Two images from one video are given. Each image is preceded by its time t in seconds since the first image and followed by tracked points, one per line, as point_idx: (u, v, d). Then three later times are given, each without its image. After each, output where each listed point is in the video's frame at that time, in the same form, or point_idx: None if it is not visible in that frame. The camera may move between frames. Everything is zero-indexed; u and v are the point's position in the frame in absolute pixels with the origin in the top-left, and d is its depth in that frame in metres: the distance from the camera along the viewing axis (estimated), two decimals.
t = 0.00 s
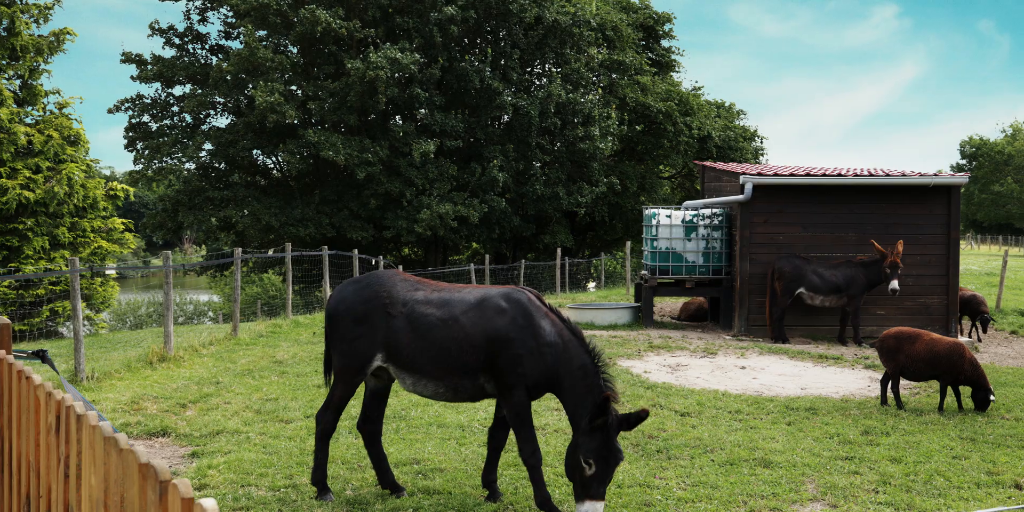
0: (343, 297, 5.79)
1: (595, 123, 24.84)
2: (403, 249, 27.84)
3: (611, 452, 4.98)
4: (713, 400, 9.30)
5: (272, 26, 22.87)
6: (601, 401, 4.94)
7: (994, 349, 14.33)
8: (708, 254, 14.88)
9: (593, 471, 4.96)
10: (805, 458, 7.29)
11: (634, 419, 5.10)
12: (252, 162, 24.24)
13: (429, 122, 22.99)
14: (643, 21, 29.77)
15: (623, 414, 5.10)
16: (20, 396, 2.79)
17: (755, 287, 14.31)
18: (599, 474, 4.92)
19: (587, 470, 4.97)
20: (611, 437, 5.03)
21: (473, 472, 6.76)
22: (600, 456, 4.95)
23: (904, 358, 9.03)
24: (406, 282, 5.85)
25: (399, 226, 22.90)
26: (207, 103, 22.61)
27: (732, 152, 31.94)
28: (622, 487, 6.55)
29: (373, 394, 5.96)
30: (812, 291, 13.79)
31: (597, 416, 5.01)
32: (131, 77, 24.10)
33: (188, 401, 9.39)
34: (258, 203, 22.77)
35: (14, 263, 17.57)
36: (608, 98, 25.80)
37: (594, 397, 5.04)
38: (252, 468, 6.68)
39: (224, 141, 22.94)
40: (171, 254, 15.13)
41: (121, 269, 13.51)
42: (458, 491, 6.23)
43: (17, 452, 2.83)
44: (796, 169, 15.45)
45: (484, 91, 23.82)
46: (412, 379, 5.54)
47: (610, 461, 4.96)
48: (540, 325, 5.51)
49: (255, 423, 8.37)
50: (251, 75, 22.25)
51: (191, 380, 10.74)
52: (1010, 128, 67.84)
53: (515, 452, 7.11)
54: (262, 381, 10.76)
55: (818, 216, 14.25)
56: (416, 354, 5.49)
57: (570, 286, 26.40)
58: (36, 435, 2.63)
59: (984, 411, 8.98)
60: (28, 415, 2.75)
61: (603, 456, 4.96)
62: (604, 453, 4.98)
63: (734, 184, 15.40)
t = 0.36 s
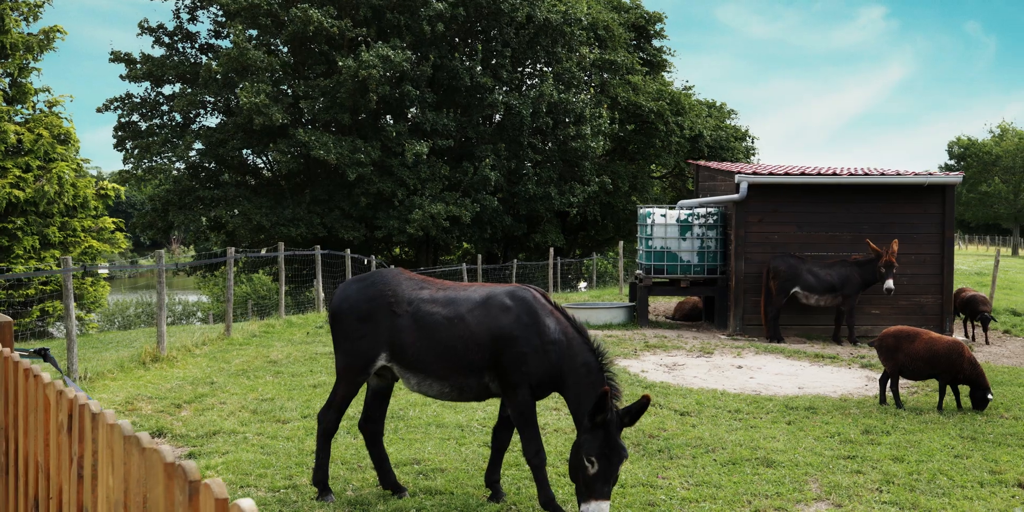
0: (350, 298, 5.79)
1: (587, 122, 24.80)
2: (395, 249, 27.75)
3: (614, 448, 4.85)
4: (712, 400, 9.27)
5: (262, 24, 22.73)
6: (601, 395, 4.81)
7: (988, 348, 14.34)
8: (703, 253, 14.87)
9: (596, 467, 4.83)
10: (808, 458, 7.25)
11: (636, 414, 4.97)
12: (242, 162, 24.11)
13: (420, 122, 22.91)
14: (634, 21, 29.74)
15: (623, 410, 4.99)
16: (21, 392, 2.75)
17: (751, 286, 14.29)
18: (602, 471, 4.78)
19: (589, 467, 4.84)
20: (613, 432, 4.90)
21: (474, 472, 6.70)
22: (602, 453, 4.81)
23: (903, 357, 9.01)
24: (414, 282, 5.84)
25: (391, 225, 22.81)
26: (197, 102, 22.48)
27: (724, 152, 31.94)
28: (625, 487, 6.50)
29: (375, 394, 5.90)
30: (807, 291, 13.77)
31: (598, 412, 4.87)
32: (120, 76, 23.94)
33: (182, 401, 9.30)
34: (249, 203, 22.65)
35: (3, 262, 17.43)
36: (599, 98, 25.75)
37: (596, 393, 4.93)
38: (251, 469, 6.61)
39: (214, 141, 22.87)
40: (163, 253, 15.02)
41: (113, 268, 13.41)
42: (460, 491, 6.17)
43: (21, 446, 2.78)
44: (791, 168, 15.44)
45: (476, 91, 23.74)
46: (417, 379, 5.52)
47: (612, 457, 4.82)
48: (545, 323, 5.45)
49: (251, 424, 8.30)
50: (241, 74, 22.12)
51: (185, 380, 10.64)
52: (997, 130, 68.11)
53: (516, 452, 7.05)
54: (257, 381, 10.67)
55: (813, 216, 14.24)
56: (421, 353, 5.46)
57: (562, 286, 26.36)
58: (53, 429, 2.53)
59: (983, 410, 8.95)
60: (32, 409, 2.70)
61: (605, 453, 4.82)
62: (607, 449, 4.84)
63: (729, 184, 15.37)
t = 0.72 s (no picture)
0: (349, 291, 5.72)
1: (576, 120, 24.76)
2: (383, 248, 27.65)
3: (619, 446, 4.85)
4: (707, 396, 9.25)
5: (250, 22, 22.59)
6: (605, 393, 4.80)
7: (978, 345, 14.38)
8: (695, 251, 14.88)
9: (602, 465, 4.83)
10: (807, 453, 7.23)
11: (638, 410, 4.97)
12: (230, 160, 23.98)
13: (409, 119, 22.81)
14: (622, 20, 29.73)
15: (625, 405, 4.98)
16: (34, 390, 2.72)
17: (742, 284, 14.27)
18: (609, 469, 4.77)
19: (596, 465, 4.84)
20: (617, 430, 4.90)
21: (473, 468, 6.65)
22: (608, 451, 4.81)
23: (899, 353, 9.02)
24: (413, 274, 5.77)
25: (380, 223, 22.71)
26: (184, 99, 22.33)
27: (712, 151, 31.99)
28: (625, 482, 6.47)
29: (376, 387, 5.86)
30: (798, 288, 13.78)
31: (602, 410, 4.87)
32: (107, 73, 23.77)
33: (174, 399, 9.22)
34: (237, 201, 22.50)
35: None
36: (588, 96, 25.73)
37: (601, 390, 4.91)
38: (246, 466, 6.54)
39: (202, 139, 22.80)
40: (153, 250, 14.88)
41: (103, 266, 13.29)
42: (460, 487, 6.12)
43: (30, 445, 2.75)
44: (781, 165, 15.46)
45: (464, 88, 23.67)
46: (418, 373, 5.47)
47: (619, 455, 4.82)
48: (547, 317, 5.41)
49: (245, 421, 8.23)
50: (229, 72, 21.94)
51: (176, 378, 10.55)
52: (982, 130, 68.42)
53: (514, 448, 7.01)
54: (249, 378, 10.59)
55: (804, 213, 14.27)
56: (422, 348, 5.40)
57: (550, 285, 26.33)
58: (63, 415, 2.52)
59: (978, 405, 8.93)
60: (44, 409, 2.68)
61: (611, 451, 4.82)
62: (613, 447, 4.84)
63: (721, 181, 15.36)
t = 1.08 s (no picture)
0: (314, 284, 5.60)
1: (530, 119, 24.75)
2: (336, 246, 27.43)
3: (593, 442, 4.92)
4: (669, 391, 9.28)
5: (200, 17, 22.24)
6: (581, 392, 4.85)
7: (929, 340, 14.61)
8: (652, 247, 14.90)
9: (578, 463, 4.90)
10: (771, 446, 7.28)
11: (611, 404, 5.01)
12: (179, 157, 23.60)
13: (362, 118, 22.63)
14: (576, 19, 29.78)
15: (599, 399, 5.01)
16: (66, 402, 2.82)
17: (698, 280, 14.34)
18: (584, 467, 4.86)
19: (571, 462, 4.91)
20: (591, 427, 4.98)
21: (439, 464, 6.60)
22: (583, 449, 4.89)
23: (856, 346, 9.11)
24: (379, 266, 5.68)
25: (333, 221, 22.50)
26: (132, 96, 21.91)
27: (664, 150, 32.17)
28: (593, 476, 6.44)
29: (343, 382, 5.80)
30: (754, 284, 13.89)
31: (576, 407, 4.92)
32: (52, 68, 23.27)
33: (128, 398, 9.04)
34: (187, 198, 22.13)
35: None
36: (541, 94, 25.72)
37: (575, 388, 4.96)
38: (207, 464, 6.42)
39: (150, 137, 22.16)
40: (104, 247, 14.59)
41: (51, 264, 13.01)
42: (426, 483, 6.07)
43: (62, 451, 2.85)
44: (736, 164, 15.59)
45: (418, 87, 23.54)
46: (385, 368, 5.40)
47: (593, 452, 4.89)
48: (517, 311, 5.40)
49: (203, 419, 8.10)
50: (179, 68, 21.55)
51: (130, 377, 10.35)
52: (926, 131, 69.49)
53: (479, 443, 6.96)
54: (205, 377, 10.42)
55: (759, 210, 14.41)
56: (390, 342, 5.33)
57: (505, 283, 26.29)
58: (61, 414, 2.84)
59: (934, 398, 9.07)
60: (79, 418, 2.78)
61: (586, 448, 4.90)
62: (588, 445, 4.91)
63: (677, 178, 15.44)
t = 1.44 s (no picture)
0: (295, 279, 5.50)
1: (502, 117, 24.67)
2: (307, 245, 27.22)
3: (585, 415, 4.84)
4: (648, 387, 9.25)
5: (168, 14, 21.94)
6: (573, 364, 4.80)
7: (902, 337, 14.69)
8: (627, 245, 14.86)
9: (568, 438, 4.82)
10: (753, 441, 7.27)
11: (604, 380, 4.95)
12: (147, 155, 23.30)
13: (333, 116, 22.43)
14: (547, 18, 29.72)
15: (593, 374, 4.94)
16: (60, 394, 2.84)
17: (674, 278, 14.33)
18: (574, 443, 4.78)
19: (561, 439, 4.82)
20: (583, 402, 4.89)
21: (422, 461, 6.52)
22: (574, 423, 4.79)
23: (834, 342, 9.09)
24: (361, 260, 5.58)
25: (304, 220, 22.30)
26: (99, 92, 21.57)
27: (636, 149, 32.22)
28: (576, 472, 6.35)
29: (325, 378, 5.71)
30: (729, 281, 13.91)
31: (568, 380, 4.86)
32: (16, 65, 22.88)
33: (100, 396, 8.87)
34: (155, 196, 21.83)
35: None
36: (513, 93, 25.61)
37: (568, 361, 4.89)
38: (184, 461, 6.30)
39: (116, 134, 21.72)
40: (74, 244, 14.34)
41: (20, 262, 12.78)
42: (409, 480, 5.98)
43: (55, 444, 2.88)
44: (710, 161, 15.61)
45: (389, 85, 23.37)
46: (369, 363, 5.31)
47: (584, 429, 4.81)
48: (503, 301, 5.34)
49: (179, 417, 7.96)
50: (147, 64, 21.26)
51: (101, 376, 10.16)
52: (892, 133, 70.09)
53: (462, 440, 6.89)
54: (178, 375, 10.26)
55: (734, 207, 14.43)
56: (374, 337, 5.24)
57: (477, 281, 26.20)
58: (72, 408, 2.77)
59: (912, 393, 9.08)
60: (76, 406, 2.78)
61: (578, 424, 4.81)
62: (580, 419, 4.82)
63: (652, 175, 15.40)
